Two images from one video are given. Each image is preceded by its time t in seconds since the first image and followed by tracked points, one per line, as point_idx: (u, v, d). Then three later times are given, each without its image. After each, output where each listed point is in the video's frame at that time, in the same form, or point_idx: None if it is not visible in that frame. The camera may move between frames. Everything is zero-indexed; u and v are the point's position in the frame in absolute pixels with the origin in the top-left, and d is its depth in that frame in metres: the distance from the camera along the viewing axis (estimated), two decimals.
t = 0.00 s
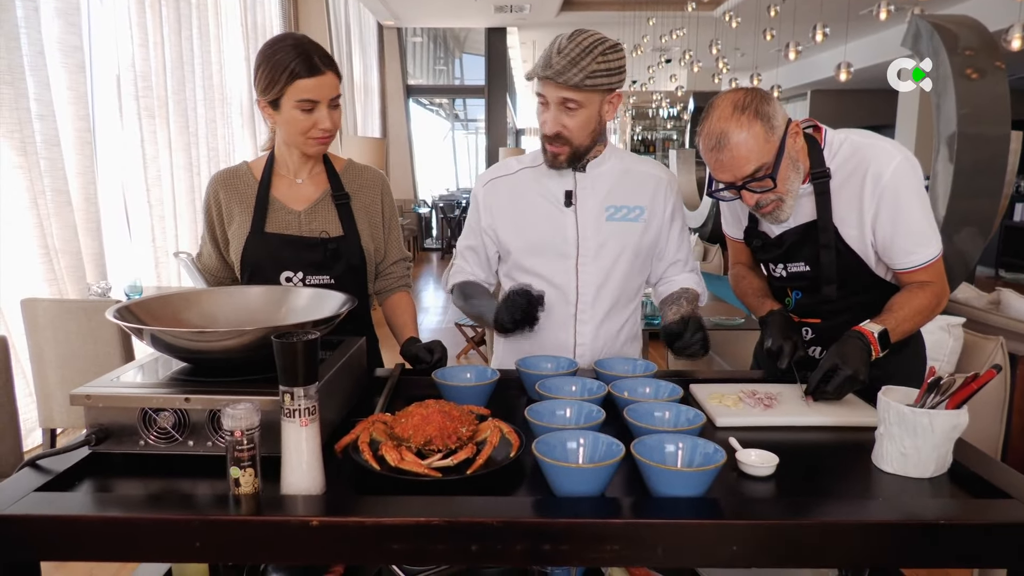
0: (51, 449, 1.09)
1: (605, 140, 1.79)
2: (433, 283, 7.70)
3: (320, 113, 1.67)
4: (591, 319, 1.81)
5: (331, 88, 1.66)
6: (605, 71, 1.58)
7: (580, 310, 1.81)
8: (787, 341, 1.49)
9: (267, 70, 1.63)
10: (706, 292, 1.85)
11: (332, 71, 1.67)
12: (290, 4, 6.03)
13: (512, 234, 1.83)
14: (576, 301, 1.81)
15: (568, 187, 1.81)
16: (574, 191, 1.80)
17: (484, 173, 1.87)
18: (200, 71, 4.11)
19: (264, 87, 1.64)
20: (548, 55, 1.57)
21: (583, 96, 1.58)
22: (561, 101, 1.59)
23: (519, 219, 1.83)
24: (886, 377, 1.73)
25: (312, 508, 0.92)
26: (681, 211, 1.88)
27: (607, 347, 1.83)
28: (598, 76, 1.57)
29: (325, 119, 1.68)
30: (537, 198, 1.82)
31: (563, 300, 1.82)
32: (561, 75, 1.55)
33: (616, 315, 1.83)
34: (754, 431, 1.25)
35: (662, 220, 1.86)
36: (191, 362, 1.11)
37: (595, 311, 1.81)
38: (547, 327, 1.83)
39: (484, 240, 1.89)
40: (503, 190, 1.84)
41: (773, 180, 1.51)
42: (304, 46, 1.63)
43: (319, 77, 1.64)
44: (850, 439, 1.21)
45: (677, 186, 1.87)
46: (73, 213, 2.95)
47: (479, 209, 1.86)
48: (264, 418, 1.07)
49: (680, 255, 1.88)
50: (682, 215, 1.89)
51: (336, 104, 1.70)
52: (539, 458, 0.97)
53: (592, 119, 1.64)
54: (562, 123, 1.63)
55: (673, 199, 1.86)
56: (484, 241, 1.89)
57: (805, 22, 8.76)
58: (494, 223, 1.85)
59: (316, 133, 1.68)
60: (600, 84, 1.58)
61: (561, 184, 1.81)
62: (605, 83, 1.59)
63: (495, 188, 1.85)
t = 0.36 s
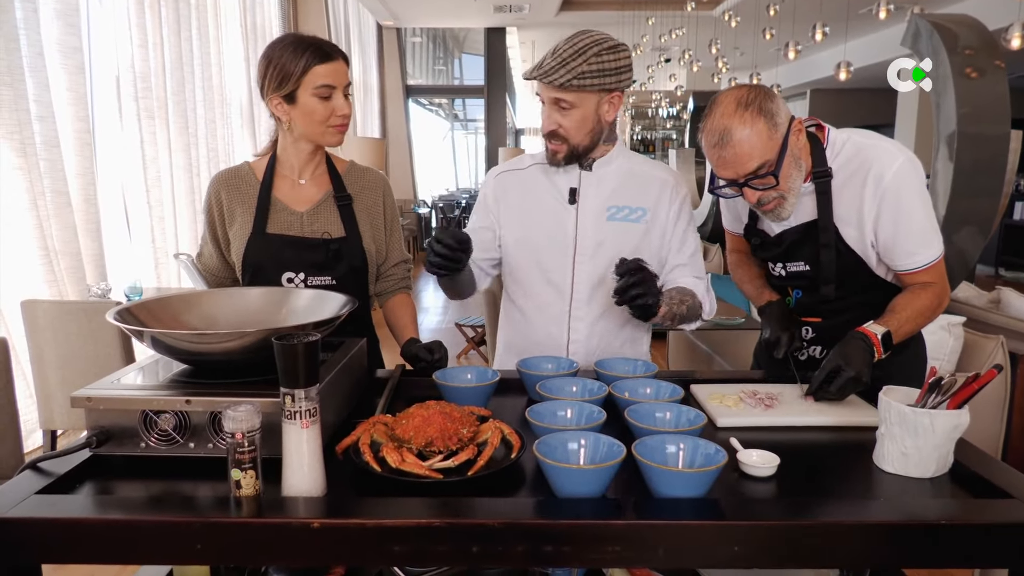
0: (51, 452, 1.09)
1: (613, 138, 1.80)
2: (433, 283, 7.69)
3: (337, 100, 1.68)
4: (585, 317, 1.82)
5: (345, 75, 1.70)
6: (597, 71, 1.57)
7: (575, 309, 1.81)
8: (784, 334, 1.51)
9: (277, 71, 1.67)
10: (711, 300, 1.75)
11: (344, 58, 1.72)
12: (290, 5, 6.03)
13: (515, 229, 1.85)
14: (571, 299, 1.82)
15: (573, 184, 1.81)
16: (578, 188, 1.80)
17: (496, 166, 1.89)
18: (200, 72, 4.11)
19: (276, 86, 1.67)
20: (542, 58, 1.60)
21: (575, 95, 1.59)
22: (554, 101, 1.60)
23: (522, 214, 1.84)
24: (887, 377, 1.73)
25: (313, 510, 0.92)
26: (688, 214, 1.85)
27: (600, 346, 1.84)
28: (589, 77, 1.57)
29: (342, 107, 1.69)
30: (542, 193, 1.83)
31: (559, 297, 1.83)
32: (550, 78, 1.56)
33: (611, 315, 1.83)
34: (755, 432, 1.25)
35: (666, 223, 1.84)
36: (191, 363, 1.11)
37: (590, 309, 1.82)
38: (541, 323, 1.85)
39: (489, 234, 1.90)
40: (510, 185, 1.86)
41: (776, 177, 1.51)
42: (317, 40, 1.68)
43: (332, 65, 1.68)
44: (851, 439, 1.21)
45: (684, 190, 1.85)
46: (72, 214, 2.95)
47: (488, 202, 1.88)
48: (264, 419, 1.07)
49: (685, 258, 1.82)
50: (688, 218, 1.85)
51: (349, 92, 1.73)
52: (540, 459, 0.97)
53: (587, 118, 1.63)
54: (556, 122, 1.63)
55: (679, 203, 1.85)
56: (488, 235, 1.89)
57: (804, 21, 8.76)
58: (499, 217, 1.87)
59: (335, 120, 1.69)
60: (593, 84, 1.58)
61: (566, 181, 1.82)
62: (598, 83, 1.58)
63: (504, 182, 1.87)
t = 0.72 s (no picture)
0: (51, 453, 1.09)
1: (610, 144, 1.80)
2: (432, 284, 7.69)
3: (339, 103, 1.69)
4: (582, 320, 1.82)
5: (347, 79, 1.71)
6: (595, 79, 1.58)
7: (572, 311, 1.82)
8: (787, 340, 1.49)
9: (280, 72, 1.66)
10: (710, 299, 1.82)
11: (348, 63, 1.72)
12: (288, 5, 6.03)
13: (514, 231, 1.85)
14: (568, 301, 1.82)
15: (572, 187, 1.81)
16: (577, 192, 1.80)
17: (498, 167, 1.90)
18: (199, 72, 4.10)
19: (280, 88, 1.67)
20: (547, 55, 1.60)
21: (569, 97, 1.60)
22: (548, 99, 1.61)
23: (521, 216, 1.84)
24: (886, 376, 1.73)
25: (313, 511, 0.92)
26: (689, 218, 1.84)
27: (596, 348, 1.84)
28: (585, 82, 1.58)
29: (344, 110, 1.69)
30: (541, 196, 1.83)
31: (556, 299, 1.83)
32: (547, 75, 1.58)
33: (608, 318, 1.83)
34: (755, 432, 1.25)
35: (666, 227, 1.83)
36: (191, 364, 1.11)
37: (587, 312, 1.82)
38: (537, 324, 1.86)
39: (489, 234, 1.90)
40: (510, 186, 1.86)
41: (778, 174, 1.51)
42: (321, 43, 1.68)
43: (335, 69, 1.68)
44: (850, 438, 1.22)
45: (686, 194, 1.85)
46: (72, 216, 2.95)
47: (487, 203, 1.88)
48: (264, 420, 1.07)
49: (686, 262, 1.84)
50: (690, 221, 1.85)
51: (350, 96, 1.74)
52: (540, 459, 0.97)
53: (576, 124, 1.64)
54: (547, 120, 1.64)
55: (680, 207, 1.84)
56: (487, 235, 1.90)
57: (803, 21, 8.77)
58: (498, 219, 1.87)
59: (337, 124, 1.70)
60: (588, 90, 1.58)
61: (566, 184, 1.81)
62: (593, 91, 1.59)
63: (503, 184, 1.87)
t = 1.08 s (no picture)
0: (51, 454, 1.09)
1: (604, 141, 1.80)
2: (432, 284, 7.69)
3: (317, 119, 1.65)
4: (580, 318, 1.82)
5: (335, 97, 1.64)
6: (591, 70, 1.59)
7: (569, 310, 1.82)
8: (788, 343, 1.49)
9: (277, 70, 1.63)
10: (700, 299, 1.79)
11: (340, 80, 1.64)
12: (288, 5, 6.02)
13: (509, 231, 1.85)
14: (565, 299, 1.82)
15: (566, 186, 1.82)
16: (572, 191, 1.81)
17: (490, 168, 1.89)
18: (198, 73, 4.10)
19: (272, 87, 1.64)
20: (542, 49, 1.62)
21: (565, 88, 1.60)
22: (545, 91, 1.62)
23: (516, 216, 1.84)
24: (884, 377, 1.74)
25: (312, 512, 0.93)
26: (680, 216, 1.87)
27: (594, 347, 1.85)
28: (582, 72, 1.58)
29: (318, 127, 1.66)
30: (535, 195, 1.84)
31: (552, 298, 1.84)
32: (543, 67, 1.59)
33: (604, 316, 1.84)
34: (753, 433, 1.26)
35: (659, 225, 1.85)
36: (190, 365, 1.11)
37: (584, 310, 1.82)
38: (535, 323, 1.85)
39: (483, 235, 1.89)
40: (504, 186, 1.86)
41: (774, 177, 1.52)
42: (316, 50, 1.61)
43: (325, 86, 1.62)
44: (848, 439, 1.22)
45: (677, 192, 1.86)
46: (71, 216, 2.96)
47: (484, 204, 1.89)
48: (263, 421, 1.07)
49: (677, 259, 1.85)
50: (681, 219, 1.87)
51: (336, 115, 1.67)
52: (539, 460, 0.98)
53: (573, 115, 1.64)
54: (543, 113, 1.64)
55: (671, 205, 1.86)
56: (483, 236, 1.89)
57: (802, 22, 8.78)
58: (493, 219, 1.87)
59: (308, 137, 1.68)
60: (584, 80, 1.59)
61: (560, 183, 1.82)
62: (589, 82, 1.59)
63: (500, 184, 1.88)
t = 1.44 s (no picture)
0: (50, 452, 1.09)
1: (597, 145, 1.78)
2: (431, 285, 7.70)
3: (290, 124, 1.64)
4: (572, 319, 1.82)
5: (302, 100, 1.61)
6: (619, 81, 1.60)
7: (561, 311, 1.83)
8: (785, 348, 1.49)
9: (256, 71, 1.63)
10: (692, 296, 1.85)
11: (306, 83, 1.60)
12: (288, 6, 6.02)
13: (499, 234, 1.85)
14: (557, 301, 1.83)
15: (554, 188, 1.82)
16: (560, 193, 1.81)
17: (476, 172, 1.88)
18: (199, 73, 4.10)
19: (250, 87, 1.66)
20: (566, 73, 1.55)
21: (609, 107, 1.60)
22: (593, 114, 1.59)
23: (505, 219, 1.84)
24: (882, 378, 1.74)
25: (311, 511, 0.93)
26: (669, 215, 1.88)
27: (586, 347, 1.85)
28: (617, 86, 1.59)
29: (292, 131, 1.64)
30: (523, 199, 1.83)
31: (544, 299, 1.84)
32: (595, 93, 1.54)
33: (597, 316, 1.84)
34: (752, 434, 1.26)
35: (647, 225, 1.86)
36: (190, 365, 1.11)
37: (576, 311, 1.83)
38: (526, 325, 1.85)
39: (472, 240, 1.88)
40: (491, 191, 1.85)
41: (772, 180, 1.52)
42: (291, 54, 1.60)
43: (287, 90, 1.59)
44: (847, 440, 1.22)
45: (664, 192, 1.88)
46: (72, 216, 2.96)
47: (470, 208, 1.86)
48: (263, 420, 1.07)
49: (668, 257, 1.87)
50: (670, 218, 1.88)
51: (312, 117, 1.65)
52: (538, 460, 0.98)
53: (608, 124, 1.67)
54: (591, 133, 1.63)
55: (659, 206, 1.87)
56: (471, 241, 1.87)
57: (802, 23, 8.77)
58: (482, 224, 1.86)
59: (286, 142, 1.66)
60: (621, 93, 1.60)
61: (547, 185, 1.82)
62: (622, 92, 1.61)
63: (485, 188, 1.85)
